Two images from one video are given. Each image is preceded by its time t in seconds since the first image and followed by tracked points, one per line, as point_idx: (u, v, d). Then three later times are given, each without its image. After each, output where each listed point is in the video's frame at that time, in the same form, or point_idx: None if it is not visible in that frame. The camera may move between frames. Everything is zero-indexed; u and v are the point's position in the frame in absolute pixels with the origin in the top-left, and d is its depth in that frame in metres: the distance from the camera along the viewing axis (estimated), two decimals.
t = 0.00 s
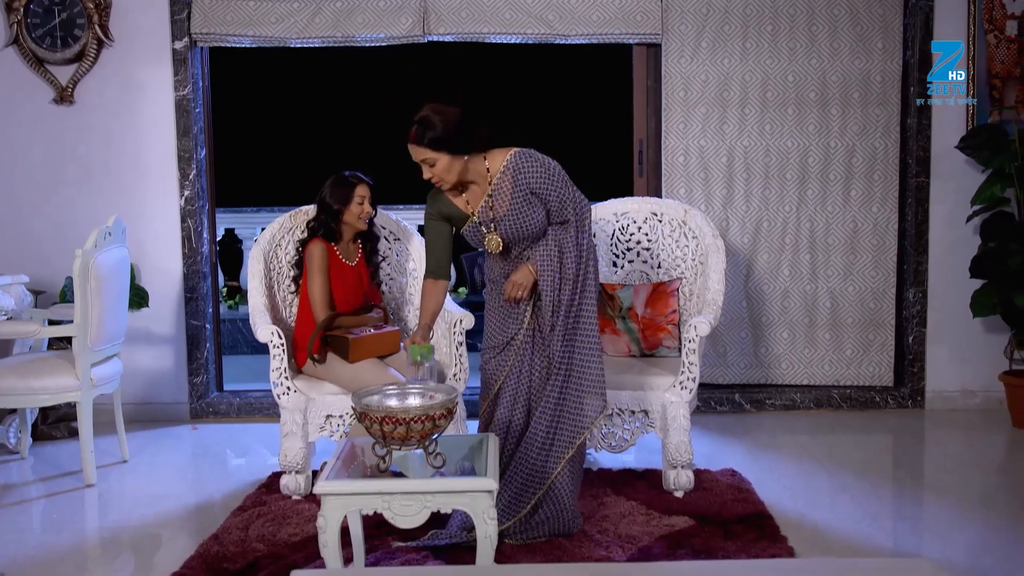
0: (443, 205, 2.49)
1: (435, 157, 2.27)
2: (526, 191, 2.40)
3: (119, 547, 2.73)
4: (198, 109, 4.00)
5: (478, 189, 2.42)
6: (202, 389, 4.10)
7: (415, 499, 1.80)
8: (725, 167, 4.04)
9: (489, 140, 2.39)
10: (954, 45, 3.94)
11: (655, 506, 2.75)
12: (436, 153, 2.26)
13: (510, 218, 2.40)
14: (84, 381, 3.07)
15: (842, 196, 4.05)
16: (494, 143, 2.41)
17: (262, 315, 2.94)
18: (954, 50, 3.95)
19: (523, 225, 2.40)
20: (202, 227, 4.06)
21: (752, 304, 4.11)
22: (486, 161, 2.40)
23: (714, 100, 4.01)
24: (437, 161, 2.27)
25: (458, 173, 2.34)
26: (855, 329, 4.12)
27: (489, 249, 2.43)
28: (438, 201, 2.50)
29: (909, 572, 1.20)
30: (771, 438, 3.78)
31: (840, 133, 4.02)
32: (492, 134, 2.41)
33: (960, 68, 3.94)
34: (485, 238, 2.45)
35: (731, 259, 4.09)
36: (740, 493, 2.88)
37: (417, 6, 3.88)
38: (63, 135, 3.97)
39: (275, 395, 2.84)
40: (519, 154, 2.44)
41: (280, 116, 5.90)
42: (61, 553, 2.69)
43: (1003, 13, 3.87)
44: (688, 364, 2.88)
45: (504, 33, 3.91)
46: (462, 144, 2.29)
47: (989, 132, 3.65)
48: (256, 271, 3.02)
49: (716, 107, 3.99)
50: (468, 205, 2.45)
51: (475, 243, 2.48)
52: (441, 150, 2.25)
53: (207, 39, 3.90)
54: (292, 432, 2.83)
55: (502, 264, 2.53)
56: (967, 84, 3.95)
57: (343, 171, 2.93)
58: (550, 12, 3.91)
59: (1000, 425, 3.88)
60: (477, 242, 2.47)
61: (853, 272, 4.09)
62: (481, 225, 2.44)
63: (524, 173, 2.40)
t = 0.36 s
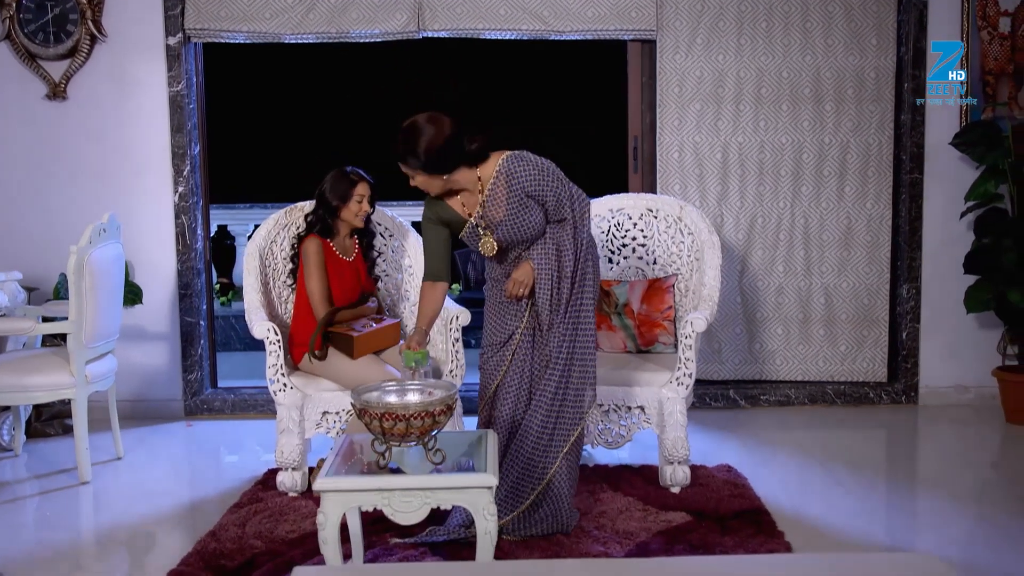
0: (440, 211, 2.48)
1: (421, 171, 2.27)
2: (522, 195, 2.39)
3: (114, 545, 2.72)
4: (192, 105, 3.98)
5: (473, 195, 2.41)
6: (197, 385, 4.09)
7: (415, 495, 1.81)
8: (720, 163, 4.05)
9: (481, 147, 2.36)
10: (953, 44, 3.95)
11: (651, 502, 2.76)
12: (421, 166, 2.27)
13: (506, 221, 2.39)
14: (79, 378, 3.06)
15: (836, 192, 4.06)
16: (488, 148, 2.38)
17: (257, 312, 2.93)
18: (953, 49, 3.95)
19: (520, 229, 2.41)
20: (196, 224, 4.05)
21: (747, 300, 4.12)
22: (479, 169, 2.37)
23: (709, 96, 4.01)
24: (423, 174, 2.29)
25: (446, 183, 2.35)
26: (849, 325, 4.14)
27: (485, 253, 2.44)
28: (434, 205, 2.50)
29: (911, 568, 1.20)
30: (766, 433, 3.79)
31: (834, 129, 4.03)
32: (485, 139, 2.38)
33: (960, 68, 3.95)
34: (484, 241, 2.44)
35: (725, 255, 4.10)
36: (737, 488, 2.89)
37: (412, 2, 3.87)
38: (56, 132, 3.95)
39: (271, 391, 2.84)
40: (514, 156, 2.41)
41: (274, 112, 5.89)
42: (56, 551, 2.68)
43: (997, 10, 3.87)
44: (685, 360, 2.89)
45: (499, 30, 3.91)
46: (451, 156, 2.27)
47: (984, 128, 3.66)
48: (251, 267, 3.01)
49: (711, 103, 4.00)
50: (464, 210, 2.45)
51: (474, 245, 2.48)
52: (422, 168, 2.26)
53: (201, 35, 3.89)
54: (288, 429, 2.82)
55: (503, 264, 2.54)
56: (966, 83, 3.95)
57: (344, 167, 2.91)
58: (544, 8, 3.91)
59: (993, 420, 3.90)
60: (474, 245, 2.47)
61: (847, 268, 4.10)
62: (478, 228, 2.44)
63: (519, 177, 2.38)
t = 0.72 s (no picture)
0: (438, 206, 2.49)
1: (410, 169, 2.28)
2: (511, 195, 2.37)
3: (113, 543, 2.71)
4: (187, 102, 3.97)
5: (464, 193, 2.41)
6: (192, 383, 4.07)
7: (416, 492, 1.81)
8: (716, 161, 4.05)
9: (472, 147, 2.34)
10: (953, 44, 3.96)
11: (650, 499, 2.76)
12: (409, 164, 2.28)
13: (496, 222, 2.40)
14: (75, 375, 3.05)
15: (832, 190, 4.08)
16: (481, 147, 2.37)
17: (255, 309, 2.92)
18: (953, 49, 3.96)
19: (510, 228, 2.40)
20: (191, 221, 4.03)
21: (743, 298, 4.13)
22: (469, 168, 2.37)
23: (704, 94, 4.02)
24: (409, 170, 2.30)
25: (435, 181, 2.36)
26: (845, 323, 4.15)
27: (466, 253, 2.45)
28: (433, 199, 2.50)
29: (919, 564, 1.21)
30: (763, 430, 3.80)
31: (830, 127, 4.04)
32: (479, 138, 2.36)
33: (960, 68, 3.97)
34: (479, 237, 2.47)
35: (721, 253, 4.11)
36: (735, 485, 2.90)
37: None
38: (50, 129, 3.93)
39: (269, 389, 2.84)
40: (505, 155, 2.39)
41: (270, 109, 5.89)
42: (53, 549, 2.67)
43: (992, 8, 3.88)
44: (683, 357, 2.90)
45: (494, 27, 3.90)
46: (439, 156, 2.27)
47: (979, 125, 3.68)
48: (248, 264, 3.01)
49: (707, 100, 4.00)
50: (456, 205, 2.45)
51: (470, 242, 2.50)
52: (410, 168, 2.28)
53: (197, 32, 3.89)
54: (287, 427, 2.82)
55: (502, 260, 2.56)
56: (959, 74, 3.97)
57: (345, 164, 2.90)
58: (541, 5, 3.90)
59: (987, 417, 3.92)
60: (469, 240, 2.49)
61: (842, 265, 4.12)
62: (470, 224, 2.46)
63: (508, 177, 2.37)
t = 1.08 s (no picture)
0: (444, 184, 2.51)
1: (418, 143, 2.33)
2: (510, 180, 2.36)
3: (113, 543, 2.70)
4: (185, 100, 3.96)
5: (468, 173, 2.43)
6: (191, 382, 4.07)
7: (420, 491, 1.81)
8: (714, 160, 4.06)
9: (479, 126, 2.35)
10: (953, 44, 3.97)
11: (651, 497, 2.76)
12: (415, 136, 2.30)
13: (494, 203, 2.40)
14: (75, 375, 3.04)
15: (830, 189, 4.08)
16: (489, 128, 2.38)
17: (255, 309, 2.92)
18: (953, 50, 3.97)
19: (508, 213, 2.40)
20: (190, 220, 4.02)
21: (741, 297, 4.14)
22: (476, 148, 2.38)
23: (703, 93, 4.02)
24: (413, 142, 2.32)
25: (441, 158, 2.38)
26: (843, 321, 4.16)
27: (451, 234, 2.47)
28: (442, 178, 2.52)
29: (924, 563, 1.21)
30: (762, 429, 3.81)
31: (827, 126, 4.05)
32: (488, 119, 2.37)
33: (960, 68, 3.98)
34: (479, 220, 2.47)
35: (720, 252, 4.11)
36: (735, 484, 2.90)
37: None
38: (47, 127, 3.92)
39: (270, 388, 2.84)
40: (514, 140, 2.39)
41: (268, 107, 5.91)
42: (53, 549, 2.67)
43: (990, 7, 3.88)
44: (683, 355, 2.90)
45: (493, 26, 3.90)
46: (444, 133, 2.28)
47: (976, 125, 3.69)
48: (248, 264, 3.00)
49: (706, 99, 4.00)
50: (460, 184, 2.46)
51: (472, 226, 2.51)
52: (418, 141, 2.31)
53: (194, 30, 3.87)
54: (287, 426, 2.81)
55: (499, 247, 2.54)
56: (954, 66, 3.98)
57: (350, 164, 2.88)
58: (539, 4, 3.90)
59: (985, 415, 3.93)
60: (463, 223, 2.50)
61: (840, 264, 4.13)
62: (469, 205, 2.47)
63: (508, 162, 2.35)
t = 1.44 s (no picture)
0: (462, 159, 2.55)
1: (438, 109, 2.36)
2: (519, 158, 2.37)
3: (114, 544, 2.70)
4: (184, 100, 3.95)
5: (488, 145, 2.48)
6: (190, 383, 4.06)
7: (426, 491, 1.81)
8: (714, 161, 4.06)
9: (498, 99, 2.39)
10: (953, 44, 3.98)
11: (653, 497, 2.77)
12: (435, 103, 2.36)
13: (500, 175, 2.40)
14: (75, 375, 3.04)
15: (829, 189, 4.09)
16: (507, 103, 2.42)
17: (256, 309, 2.91)
18: (953, 50, 3.98)
19: (513, 190, 2.39)
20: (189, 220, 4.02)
21: (740, 297, 4.14)
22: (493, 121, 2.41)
23: (702, 93, 4.02)
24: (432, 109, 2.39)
25: (459, 125, 2.41)
26: (842, 321, 4.17)
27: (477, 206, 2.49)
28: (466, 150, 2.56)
29: (933, 562, 1.22)
30: (761, 429, 3.81)
31: (827, 126, 4.05)
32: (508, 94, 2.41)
33: (960, 68, 3.99)
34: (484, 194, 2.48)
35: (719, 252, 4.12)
36: (736, 483, 2.90)
37: None
38: (46, 127, 3.91)
39: (271, 388, 2.83)
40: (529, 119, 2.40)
41: (268, 108, 5.92)
42: (54, 550, 2.66)
43: (988, 8, 3.89)
44: (685, 355, 2.91)
45: (493, 26, 3.90)
46: (462, 104, 2.33)
47: (975, 125, 3.70)
48: (249, 265, 3.00)
49: (705, 100, 4.01)
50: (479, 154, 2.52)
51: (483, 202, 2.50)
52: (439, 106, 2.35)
53: (194, 30, 3.86)
54: (288, 426, 2.80)
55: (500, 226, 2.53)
56: (949, 64, 3.99)
57: (357, 165, 2.89)
58: (539, 5, 3.90)
59: (984, 415, 3.94)
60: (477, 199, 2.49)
61: (839, 264, 4.13)
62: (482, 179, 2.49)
63: (519, 139, 2.36)
